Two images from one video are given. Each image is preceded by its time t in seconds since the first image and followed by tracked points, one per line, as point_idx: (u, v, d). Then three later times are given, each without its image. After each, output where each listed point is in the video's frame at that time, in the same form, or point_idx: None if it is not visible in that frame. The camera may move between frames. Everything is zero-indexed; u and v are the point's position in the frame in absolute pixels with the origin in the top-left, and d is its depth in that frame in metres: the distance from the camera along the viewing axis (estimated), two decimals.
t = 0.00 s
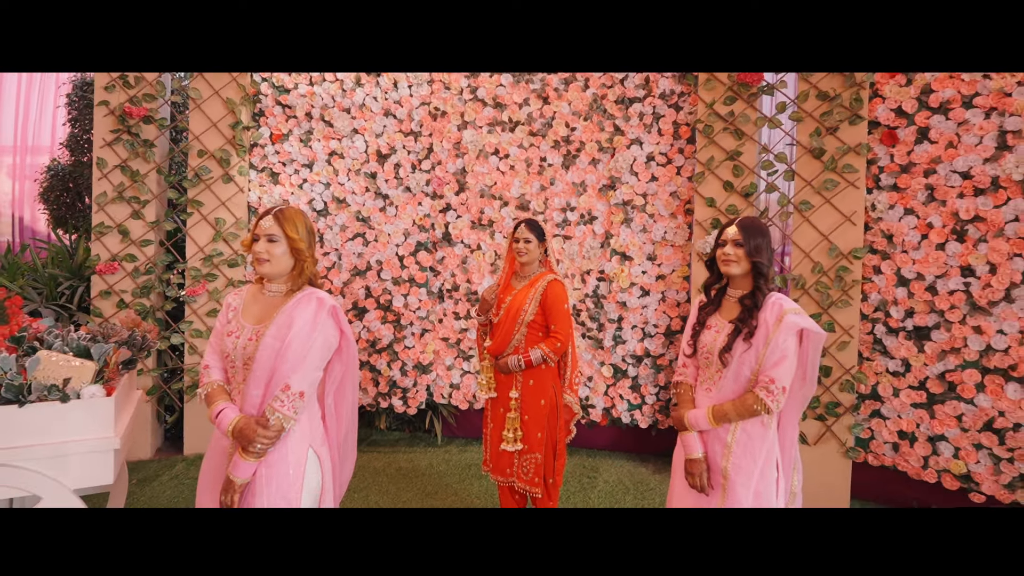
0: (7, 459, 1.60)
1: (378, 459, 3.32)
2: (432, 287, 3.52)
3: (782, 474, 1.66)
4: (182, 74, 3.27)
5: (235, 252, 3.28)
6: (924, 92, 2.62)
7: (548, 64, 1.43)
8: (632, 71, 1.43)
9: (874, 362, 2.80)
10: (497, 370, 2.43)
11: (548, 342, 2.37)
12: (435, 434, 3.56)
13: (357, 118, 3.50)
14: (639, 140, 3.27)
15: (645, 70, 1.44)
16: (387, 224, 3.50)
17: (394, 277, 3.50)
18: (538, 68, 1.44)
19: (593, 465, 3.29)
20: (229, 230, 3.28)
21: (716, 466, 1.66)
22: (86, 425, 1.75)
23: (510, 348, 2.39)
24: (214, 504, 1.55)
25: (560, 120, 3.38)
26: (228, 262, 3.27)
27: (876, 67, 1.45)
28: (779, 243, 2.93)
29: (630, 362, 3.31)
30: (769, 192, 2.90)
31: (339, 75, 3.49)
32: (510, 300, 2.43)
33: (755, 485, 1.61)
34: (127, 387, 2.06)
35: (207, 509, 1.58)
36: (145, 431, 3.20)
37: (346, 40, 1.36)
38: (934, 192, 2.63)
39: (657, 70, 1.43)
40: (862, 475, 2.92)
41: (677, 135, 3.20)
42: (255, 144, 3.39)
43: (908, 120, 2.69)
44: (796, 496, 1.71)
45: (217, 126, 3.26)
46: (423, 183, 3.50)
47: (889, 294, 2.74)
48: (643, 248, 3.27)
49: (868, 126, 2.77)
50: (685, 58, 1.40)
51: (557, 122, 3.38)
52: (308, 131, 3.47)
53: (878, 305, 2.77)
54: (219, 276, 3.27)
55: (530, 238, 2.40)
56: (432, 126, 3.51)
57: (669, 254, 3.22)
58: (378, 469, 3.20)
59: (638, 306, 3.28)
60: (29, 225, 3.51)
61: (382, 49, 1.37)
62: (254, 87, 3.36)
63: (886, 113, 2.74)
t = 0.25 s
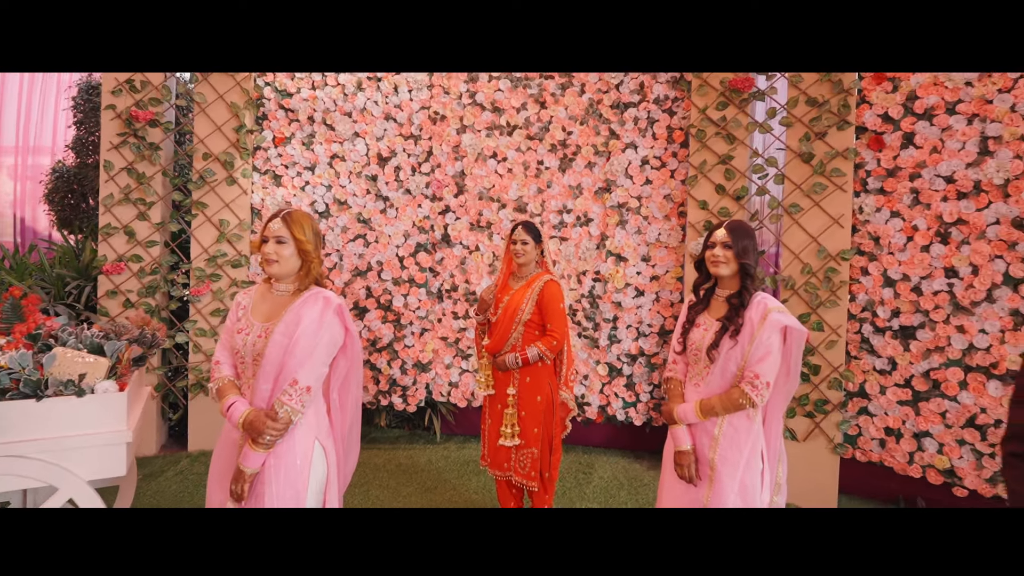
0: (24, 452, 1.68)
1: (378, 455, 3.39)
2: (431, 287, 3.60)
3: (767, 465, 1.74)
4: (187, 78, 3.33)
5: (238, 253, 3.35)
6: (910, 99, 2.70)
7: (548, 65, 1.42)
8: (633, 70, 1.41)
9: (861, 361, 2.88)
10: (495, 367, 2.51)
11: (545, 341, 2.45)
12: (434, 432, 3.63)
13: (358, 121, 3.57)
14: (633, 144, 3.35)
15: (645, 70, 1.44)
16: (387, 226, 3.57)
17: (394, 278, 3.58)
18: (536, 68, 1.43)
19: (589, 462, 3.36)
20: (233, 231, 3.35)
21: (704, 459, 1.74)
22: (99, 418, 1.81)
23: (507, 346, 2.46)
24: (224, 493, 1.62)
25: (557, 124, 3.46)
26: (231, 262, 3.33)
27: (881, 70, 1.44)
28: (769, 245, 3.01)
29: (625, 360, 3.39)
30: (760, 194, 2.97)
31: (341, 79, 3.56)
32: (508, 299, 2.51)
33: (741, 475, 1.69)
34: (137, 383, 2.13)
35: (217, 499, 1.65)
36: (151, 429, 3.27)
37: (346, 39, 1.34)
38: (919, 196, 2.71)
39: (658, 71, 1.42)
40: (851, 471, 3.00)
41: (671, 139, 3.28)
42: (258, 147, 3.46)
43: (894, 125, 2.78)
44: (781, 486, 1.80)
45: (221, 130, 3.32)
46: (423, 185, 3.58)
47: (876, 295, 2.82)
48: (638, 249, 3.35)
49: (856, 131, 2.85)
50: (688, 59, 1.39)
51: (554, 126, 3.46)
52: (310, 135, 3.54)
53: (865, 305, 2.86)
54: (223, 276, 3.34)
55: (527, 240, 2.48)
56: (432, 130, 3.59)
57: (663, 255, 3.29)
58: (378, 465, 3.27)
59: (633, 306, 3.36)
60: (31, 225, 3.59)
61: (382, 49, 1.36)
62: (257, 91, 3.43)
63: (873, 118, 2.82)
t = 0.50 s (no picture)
0: (40, 445, 1.74)
1: (379, 452, 3.45)
2: (431, 287, 3.67)
3: (756, 458, 1.81)
4: (191, 82, 3.39)
5: (241, 253, 3.42)
6: (898, 104, 2.77)
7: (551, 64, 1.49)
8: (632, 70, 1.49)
9: (851, 359, 2.95)
10: (493, 365, 2.57)
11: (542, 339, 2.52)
12: (433, 429, 3.69)
13: (360, 124, 3.64)
14: (629, 147, 3.42)
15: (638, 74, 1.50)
16: (388, 227, 3.64)
17: (394, 278, 3.65)
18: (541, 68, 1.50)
19: (586, 459, 3.43)
20: (236, 232, 3.42)
21: (695, 452, 1.81)
22: (111, 412, 1.87)
23: (505, 344, 2.53)
24: (232, 483, 1.69)
25: (554, 127, 3.53)
26: (235, 263, 3.41)
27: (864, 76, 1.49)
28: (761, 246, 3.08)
29: (621, 359, 3.46)
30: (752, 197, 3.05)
31: (342, 83, 3.63)
32: (506, 299, 2.58)
33: (730, 467, 1.76)
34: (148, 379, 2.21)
35: (226, 489, 1.71)
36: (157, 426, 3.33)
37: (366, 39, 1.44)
38: (907, 199, 2.79)
39: (656, 71, 1.48)
40: (842, 467, 3.05)
41: (666, 143, 3.35)
42: (261, 149, 3.52)
43: (883, 130, 2.85)
44: (769, 479, 1.86)
45: (225, 133, 3.39)
46: (423, 187, 3.65)
47: (866, 295, 2.89)
48: (634, 250, 3.42)
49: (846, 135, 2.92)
50: (685, 57, 1.46)
51: (552, 130, 3.53)
52: (312, 137, 3.60)
53: (855, 305, 2.93)
54: (227, 276, 3.41)
55: (525, 240, 2.54)
56: (432, 133, 3.66)
57: (658, 256, 3.36)
58: (378, 461, 3.33)
59: (629, 306, 3.43)
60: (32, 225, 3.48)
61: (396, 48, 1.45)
62: (261, 95, 3.50)
63: (863, 123, 2.89)
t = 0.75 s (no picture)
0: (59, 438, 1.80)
1: (380, 448, 3.52)
2: (431, 288, 3.75)
3: (744, 451, 1.89)
4: (197, 87, 3.47)
5: (245, 254, 3.49)
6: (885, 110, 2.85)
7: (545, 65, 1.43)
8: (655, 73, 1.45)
9: (841, 358, 3.02)
10: (492, 363, 2.65)
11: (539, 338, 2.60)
12: (433, 427, 3.76)
13: (361, 128, 3.73)
14: (625, 151, 3.50)
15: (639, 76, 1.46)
16: (389, 228, 3.73)
17: (395, 279, 3.73)
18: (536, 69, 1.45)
19: (582, 456, 3.50)
20: (240, 234, 3.49)
21: (685, 445, 1.88)
22: (126, 407, 1.94)
23: (503, 343, 2.60)
24: (242, 473, 1.77)
25: (552, 132, 3.61)
26: (239, 263, 3.48)
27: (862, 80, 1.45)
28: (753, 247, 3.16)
29: (617, 358, 3.54)
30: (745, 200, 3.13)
31: (344, 88, 3.71)
32: (504, 298, 2.65)
33: (718, 459, 1.84)
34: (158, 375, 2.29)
35: (235, 479, 1.79)
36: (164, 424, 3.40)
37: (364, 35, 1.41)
38: (894, 202, 2.87)
39: (657, 71, 1.45)
40: (831, 464, 3.12)
41: (661, 147, 3.43)
42: (265, 153, 3.60)
43: (871, 135, 2.93)
44: (756, 471, 1.94)
45: (230, 136, 3.47)
46: (423, 190, 3.73)
47: (854, 295, 2.97)
48: (629, 251, 3.49)
49: (836, 140, 3.00)
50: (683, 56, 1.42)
51: (549, 134, 3.61)
52: (315, 141, 3.68)
53: (844, 305, 3.00)
54: (231, 277, 3.48)
55: (522, 242, 2.62)
56: (432, 137, 3.74)
57: (653, 257, 3.44)
58: (379, 458, 3.40)
59: (624, 306, 3.51)
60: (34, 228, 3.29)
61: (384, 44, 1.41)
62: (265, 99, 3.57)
63: (852, 128, 2.96)
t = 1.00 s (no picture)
0: (73, 431, 1.90)
1: (381, 445, 3.59)
2: (431, 289, 3.83)
3: (733, 444, 1.97)
4: (203, 91, 3.54)
5: (250, 255, 3.58)
6: (874, 116, 2.93)
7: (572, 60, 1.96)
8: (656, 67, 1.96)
9: (831, 358, 3.10)
10: (491, 361, 2.72)
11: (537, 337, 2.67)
12: (433, 425, 3.84)
13: (364, 132, 3.81)
14: (621, 154, 3.59)
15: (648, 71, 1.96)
16: (391, 230, 3.81)
17: (396, 280, 3.81)
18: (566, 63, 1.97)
19: (579, 453, 3.58)
20: (245, 235, 3.58)
21: (676, 438, 1.97)
22: (139, 402, 2.02)
23: (502, 342, 2.68)
24: (252, 465, 1.85)
25: (550, 136, 3.70)
26: (245, 264, 3.58)
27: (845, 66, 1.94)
28: (746, 250, 3.25)
29: (613, 357, 3.62)
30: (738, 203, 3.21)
31: (347, 93, 3.79)
32: (503, 299, 2.73)
33: (709, 452, 1.92)
34: (168, 374, 2.35)
35: (246, 471, 1.87)
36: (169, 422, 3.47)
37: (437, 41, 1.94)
38: (882, 205, 2.95)
39: (654, 69, 1.95)
40: (822, 460, 3.17)
41: (656, 151, 3.51)
42: (269, 156, 3.67)
43: (860, 140, 3.01)
44: (745, 464, 2.01)
45: (235, 140, 3.56)
46: (424, 193, 3.82)
47: (844, 296, 3.05)
48: (625, 253, 3.57)
49: (826, 145, 3.08)
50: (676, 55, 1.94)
51: (548, 138, 3.69)
52: (318, 145, 3.77)
53: (834, 306, 3.08)
54: (236, 278, 3.57)
55: (521, 244, 2.70)
56: (432, 141, 3.82)
57: (648, 259, 3.52)
58: (381, 455, 3.47)
59: (620, 306, 3.59)
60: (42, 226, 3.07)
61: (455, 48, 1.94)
62: (269, 104, 3.65)
63: (841, 133, 3.04)
